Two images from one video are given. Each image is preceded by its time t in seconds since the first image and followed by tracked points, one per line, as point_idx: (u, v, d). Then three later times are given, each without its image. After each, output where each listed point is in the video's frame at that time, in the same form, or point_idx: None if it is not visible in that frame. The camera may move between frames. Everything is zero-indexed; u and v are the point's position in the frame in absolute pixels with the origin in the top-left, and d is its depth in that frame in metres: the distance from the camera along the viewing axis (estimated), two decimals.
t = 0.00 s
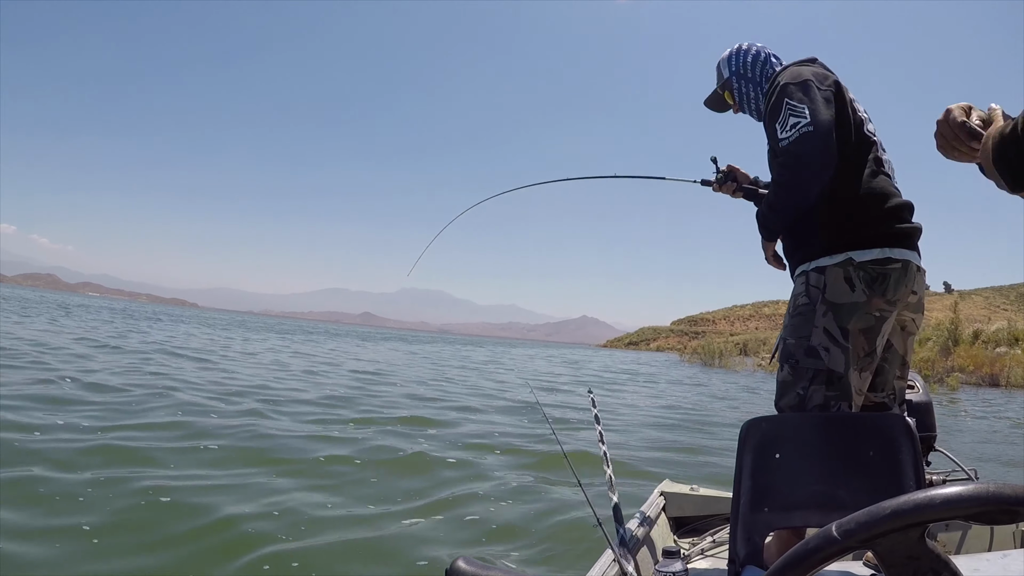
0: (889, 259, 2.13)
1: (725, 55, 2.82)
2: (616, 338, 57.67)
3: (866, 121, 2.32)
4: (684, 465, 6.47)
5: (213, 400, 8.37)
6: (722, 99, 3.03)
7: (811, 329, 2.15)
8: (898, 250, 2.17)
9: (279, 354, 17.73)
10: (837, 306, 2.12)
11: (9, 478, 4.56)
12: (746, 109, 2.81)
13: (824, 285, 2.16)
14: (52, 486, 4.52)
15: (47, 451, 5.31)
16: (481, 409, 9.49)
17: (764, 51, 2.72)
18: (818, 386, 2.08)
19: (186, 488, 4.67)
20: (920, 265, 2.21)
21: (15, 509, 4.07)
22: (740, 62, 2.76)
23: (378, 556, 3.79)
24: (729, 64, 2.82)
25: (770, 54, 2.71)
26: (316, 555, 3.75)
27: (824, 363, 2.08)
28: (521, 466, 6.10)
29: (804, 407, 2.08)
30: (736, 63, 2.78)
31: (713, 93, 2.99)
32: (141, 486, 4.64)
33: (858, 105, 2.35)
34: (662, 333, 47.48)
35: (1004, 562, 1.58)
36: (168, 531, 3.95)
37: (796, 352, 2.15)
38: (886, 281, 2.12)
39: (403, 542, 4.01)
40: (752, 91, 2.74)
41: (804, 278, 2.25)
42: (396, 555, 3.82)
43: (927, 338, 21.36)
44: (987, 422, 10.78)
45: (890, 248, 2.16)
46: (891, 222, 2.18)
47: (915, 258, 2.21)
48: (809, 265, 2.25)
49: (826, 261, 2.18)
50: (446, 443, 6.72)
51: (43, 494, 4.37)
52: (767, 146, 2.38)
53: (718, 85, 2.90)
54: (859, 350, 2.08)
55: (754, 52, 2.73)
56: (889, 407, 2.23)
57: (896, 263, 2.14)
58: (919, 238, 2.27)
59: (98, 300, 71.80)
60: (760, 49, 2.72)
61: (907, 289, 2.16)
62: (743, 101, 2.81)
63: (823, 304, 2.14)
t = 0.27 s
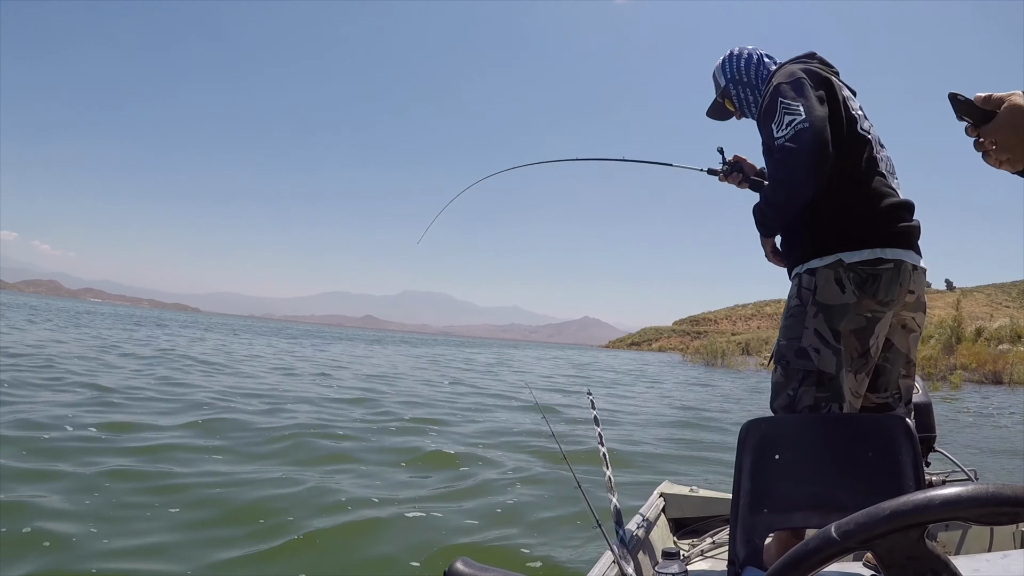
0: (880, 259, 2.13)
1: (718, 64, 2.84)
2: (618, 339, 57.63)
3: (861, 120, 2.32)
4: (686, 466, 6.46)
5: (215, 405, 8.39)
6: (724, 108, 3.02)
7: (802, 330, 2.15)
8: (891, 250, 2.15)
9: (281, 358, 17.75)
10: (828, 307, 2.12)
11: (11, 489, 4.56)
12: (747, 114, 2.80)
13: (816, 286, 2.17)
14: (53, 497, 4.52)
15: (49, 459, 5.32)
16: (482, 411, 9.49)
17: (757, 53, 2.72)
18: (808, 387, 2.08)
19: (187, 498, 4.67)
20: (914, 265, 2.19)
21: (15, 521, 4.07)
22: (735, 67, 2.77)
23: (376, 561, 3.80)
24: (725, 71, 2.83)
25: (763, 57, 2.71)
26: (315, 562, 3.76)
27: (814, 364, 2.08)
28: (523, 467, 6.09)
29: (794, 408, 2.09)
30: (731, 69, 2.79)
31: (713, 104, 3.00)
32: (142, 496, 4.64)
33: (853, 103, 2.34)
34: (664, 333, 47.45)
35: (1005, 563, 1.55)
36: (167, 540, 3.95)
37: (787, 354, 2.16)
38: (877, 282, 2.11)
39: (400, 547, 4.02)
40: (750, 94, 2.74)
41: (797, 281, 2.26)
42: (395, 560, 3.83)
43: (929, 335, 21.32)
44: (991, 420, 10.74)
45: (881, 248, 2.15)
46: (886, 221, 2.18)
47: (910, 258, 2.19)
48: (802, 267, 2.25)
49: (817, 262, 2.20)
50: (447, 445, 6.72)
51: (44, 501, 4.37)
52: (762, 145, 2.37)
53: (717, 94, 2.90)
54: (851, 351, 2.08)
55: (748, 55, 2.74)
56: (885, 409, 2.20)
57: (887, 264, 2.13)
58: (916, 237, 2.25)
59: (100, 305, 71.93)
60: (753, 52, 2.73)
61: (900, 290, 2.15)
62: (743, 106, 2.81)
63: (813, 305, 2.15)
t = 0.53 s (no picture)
0: (874, 262, 2.11)
1: (740, 40, 2.81)
2: (620, 339, 57.62)
3: (867, 121, 2.28)
4: (685, 465, 6.45)
5: (216, 402, 8.41)
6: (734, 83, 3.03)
7: (795, 330, 2.18)
8: (885, 254, 2.13)
9: (283, 356, 17.78)
10: (821, 309, 2.13)
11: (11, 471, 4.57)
12: (754, 95, 2.82)
13: (810, 287, 2.19)
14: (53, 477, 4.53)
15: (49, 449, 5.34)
16: (483, 409, 9.49)
17: (780, 40, 2.70)
18: (797, 387, 2.10)
19: (182, 481, 4.67)
20: (910, 269, 2.17)
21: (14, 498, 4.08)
22: (754, 48, 2.76)
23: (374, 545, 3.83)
24: (743, 49, 2.81)
25: (785, 44, 2.69)
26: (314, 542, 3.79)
27: (804, 364, 2.10)
28: (520, 461, 6.09)
29: (782, 407, 2.12)
30: (750, 49, 2.77)
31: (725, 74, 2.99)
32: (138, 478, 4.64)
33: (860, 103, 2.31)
34: (666, 334, 47.43)
35: (1003, 565, 1.51)
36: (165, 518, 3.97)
37: (779, 353, 2.19)
38: (870, 285, 2.10)
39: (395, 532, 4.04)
40: (760, 78, 2.74)
41: (794, 282, 2.29)
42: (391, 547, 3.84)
43: (931, 338, 21.31)
44: (992, 423, 10.73)
45: (876, 252, 2.13)
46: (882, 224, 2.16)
47: (906, 262, 2.16)
48: (799, 267, 2.28)
49: (813, 263, 2.21)
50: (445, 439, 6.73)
51: (44, 484, 4.38)
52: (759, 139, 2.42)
53: (730, 68, 2.90)
54: (843, 353, 2.08)
55: (769, 39, 2.72)
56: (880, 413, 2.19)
57: (881, 267, 2.12)
58: (914, 241, 2.23)
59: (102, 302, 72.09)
60: (777, 38, 2.71)
61: (896, 293, 2.13)
62: (751, 87, 2.81)
63: (806, 306, 2.17)
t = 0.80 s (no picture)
0: (876, 265, 2.11)
1: (756, 32, 2.80)
2: (622, 340, 57.63)
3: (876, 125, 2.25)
4: (685, 467, 6.45)
5: (217, 400, 8.43)
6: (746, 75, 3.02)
7: (795, 329, 2.18)
8: (888, 257, 2.13)
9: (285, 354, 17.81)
10: (821, 309, 2.13)
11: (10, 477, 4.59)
12: (764, 88, 2.82)
13: (811, 288, 2.18)
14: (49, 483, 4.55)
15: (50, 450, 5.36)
16: (484, 408, 9.51)
17: (796, 34, 2.69)
18: (796, 387, 2.11)
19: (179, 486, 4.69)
20: (913, 272, 2.16)
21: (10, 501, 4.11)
22: (770, 41, 2.75)
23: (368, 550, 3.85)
24: (758, 41, 2.80)
25: (801, 39, 2.68)
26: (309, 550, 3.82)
27: (803, 364, 2.10)
28: (520, 465, 6.10)
29: (780, 406, 2.13)
30: (766, 41, 2.76)
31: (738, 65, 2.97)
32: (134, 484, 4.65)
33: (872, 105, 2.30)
34: (667, 335, 47.42)
35: (1001, 564, 1.49)
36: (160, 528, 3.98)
37: (779, 352, 2.19)
38: (871, 288, 2.09)
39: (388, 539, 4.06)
40: (773, 72, 2.74)
41: (795, 282, 2.29)
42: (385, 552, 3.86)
43: (933, 341, 21.29)
44: (994, 426, 10.71)
45: (878, 254, 2.13)
46: (883, 228, 2.16)
47: (908, 265, 2.16)
48: (800, 267, 2.29)
49: (815, 264, 2.21)
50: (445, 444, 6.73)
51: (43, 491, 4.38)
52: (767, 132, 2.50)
53: (743, 58, 2.89)
54: (844, 354, 2.07)
55: (785, 33, 2.71)
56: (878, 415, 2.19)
57: (883, 270, 2.11)
58: (917, 246, 2.22)
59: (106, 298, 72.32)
60: (793, 32, 2.70)
61: (897, 296, 2.13)
62: (763, 80, 2.81)
63: (807, 306, 2.17)
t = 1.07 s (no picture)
0: (878, 264, 2.11)
1: (766, 25, 2.80)
2: (624, 340, 57.59)
3: (876, 124, 2.23)
4: (686, 468, 6.44)
5: (219, 402, 8.46)
6: (754, 68, 3.01)
7: (797, 326, 2.17)
8: (889, 256, 2.13)
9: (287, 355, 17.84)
10: (823, 306, 2.12)
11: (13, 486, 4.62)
12: (774, 81, 2.82)
13: (813, 285, 2.18)
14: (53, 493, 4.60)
15: (52, 456, 5.37)
16: (485, 409, 9.52)
17: (807, 27, 2.70)
18: (798, 382, 2.11)
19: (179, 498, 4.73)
20: (915, 271, 2.16)
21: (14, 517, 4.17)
22: (780, 33, 2.75)
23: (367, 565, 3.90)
24: (768, 33, 2.80)
25: (812, 33, 2.69)
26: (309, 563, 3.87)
27: (805, 360, 2.10)
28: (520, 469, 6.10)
29: (782, 402, 2.13)
30: (775, 34, 2.76)
31: (747, 58, 2.96)
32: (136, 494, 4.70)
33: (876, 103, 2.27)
34: (670, 335, 47.37)
35: (1001, 563, 1.48)
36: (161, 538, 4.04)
37: (781, 348, 2.19)
38: (872, 286, 2.09)
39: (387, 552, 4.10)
40: (783, 64, 2.75)
41: (797, 279, 2.28)
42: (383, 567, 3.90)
43: (936, 341, 21.25)
44: (997, 426, 10.68)
45: (879, 253, 2.12)
46: (881, 227, 2.15)
47: (910, 264, 2.16)
48: (802, 264, 2.29)
49: (817, 261, 2.20)
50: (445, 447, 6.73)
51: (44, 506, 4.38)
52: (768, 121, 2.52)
53: (753, 51, 2.87)
54: (844, 351, 2.08)
55: (796, 26, 2.71)
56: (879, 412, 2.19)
57: (886, 269, 2.11)
58: (917, 246, 2.21)
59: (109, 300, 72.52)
60: (804, 25, 2.70)
61: (899, 295, 2.13)
62: (773, 72, 2.82)
63: (809, 303, 2.16)
